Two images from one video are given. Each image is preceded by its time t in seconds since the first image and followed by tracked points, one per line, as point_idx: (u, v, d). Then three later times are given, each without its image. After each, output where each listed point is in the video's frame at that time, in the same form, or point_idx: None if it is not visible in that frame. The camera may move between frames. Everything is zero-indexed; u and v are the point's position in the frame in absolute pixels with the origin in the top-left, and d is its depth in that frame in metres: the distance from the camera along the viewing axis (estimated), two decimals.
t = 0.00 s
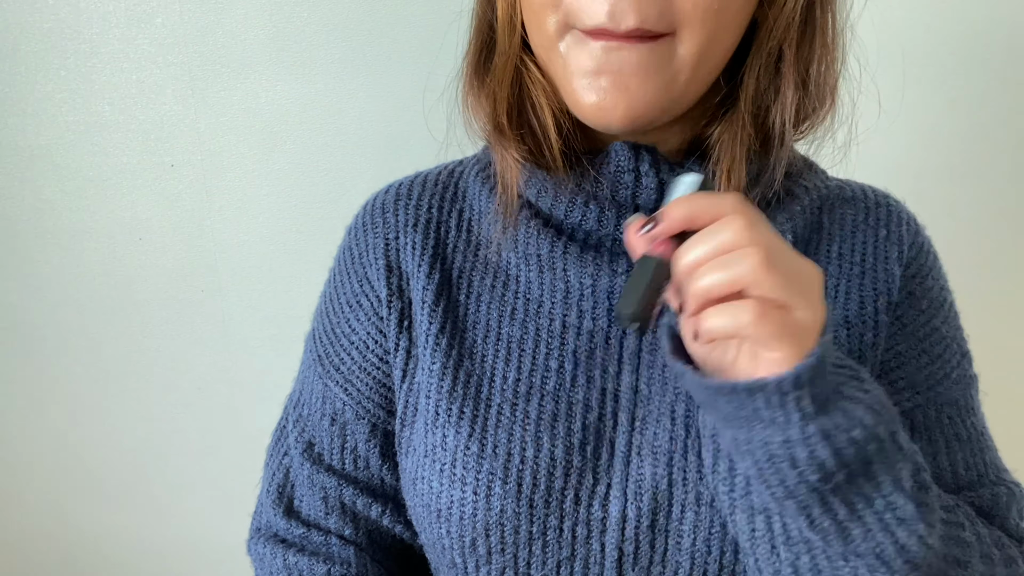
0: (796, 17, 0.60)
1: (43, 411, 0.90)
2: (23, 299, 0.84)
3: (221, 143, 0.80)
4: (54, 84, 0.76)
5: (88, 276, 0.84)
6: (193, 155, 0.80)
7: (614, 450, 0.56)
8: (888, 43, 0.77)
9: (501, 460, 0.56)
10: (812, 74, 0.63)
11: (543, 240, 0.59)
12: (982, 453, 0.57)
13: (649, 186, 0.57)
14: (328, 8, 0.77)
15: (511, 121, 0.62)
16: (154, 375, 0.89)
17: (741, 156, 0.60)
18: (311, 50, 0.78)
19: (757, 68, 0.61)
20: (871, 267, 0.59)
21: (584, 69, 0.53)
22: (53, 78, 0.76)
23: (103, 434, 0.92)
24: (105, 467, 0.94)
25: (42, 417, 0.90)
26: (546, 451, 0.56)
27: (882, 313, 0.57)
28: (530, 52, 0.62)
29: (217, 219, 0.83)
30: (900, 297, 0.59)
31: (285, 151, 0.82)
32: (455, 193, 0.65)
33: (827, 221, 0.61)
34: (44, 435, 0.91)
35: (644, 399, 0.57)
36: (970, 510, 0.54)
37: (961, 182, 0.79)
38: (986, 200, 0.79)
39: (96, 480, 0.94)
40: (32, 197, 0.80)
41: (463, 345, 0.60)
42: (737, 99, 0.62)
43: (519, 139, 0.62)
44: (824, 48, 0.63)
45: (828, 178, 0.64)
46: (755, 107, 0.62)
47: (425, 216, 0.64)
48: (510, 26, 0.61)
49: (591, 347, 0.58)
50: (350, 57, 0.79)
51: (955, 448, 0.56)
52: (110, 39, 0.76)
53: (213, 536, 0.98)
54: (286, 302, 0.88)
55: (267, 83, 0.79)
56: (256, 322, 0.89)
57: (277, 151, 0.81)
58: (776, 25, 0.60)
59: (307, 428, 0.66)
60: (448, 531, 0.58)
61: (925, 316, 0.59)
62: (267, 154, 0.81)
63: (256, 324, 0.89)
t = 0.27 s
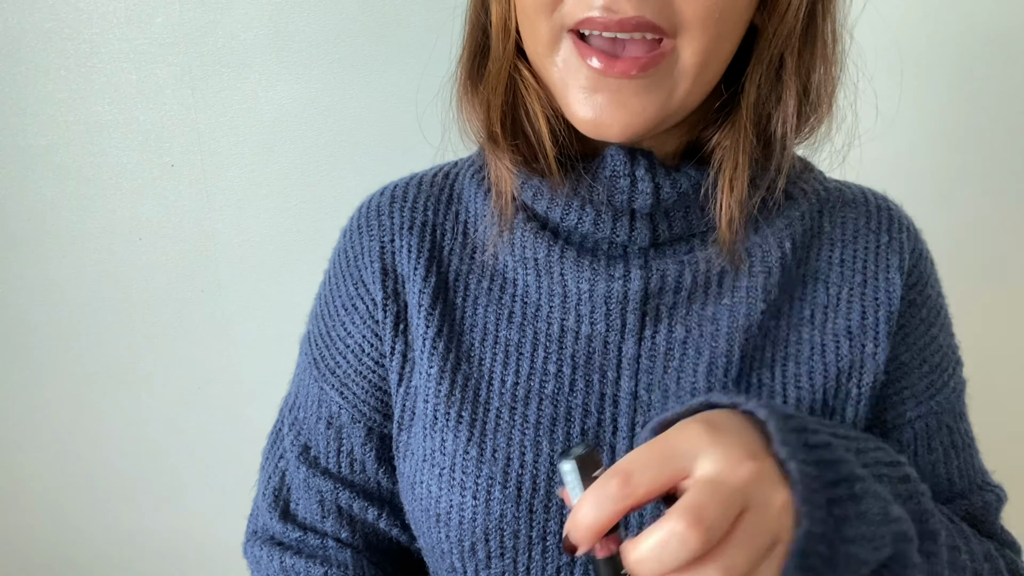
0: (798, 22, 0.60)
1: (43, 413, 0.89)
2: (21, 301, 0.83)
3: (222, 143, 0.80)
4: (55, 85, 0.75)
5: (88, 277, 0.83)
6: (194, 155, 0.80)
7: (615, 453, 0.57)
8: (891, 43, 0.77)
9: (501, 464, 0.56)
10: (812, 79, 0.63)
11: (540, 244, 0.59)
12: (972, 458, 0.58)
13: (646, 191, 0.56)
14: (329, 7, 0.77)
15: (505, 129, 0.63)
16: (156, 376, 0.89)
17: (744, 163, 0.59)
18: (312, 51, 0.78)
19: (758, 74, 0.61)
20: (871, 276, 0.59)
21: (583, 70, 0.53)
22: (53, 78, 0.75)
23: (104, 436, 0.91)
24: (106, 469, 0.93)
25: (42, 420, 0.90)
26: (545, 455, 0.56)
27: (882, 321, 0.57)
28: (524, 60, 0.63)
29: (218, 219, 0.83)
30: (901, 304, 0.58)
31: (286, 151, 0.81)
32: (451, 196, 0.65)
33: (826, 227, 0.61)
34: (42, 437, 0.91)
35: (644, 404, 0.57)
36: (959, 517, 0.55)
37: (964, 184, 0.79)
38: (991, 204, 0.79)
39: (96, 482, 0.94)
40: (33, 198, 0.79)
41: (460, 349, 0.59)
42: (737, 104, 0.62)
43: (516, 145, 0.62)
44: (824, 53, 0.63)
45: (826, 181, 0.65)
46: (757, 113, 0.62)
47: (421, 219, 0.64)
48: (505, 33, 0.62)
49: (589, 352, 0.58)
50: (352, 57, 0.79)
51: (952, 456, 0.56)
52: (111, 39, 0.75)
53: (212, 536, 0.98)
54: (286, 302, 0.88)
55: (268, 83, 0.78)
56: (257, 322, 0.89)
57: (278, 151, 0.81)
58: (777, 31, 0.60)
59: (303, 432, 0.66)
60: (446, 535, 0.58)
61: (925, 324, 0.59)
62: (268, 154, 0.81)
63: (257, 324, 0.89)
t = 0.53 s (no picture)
0: (789, 16, 0.60)
1: (45, 414, 0.89)
2: (22, 301, 0.83)
3: (222, 142, 0.79)
4: (54, 84, 0.74)
5: (88, 278, 0.82)
6: (194, 154, 0.79)
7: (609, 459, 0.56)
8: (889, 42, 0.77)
9: (495, 471, 0.56)
10: (804, 73, 0.63)
11: (533, 248, 0.58)
12: (971, 457, 0.57)
13: (639, 193, 0.56)
14: (331, 6, 0.76)
15: (499, 131, 0.62)
16: (157, 377, 0.88)
17: (739, 162, 0.59)
18: (313, 50, 0.77)
19: (750, 69, 0.61)
20: (864, 273, 0.59)
21: (577, 64, 0.53)
22: (52, 78, 0.74)
23: (105, 438, 0.90)
24: (108, 471, 0.92)
25: (44, 421, 0.89)
26: (540, 460, 0.56)
27: (876, 319, 0.56)
28: (517, 61, 0.62)
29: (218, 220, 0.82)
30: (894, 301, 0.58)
31: (286, 151, 0.80)
32: (443, 200, 0.65)
33: (818, 225, 0.61)
34: (43, 439, 0.90)
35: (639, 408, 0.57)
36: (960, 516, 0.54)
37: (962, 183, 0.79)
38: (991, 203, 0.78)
39: (98, 484, 0.93)
40: (34, 198, 0.78)
41: (454, 355, 0.59)
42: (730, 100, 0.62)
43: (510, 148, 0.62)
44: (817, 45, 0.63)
45: (819, 180, 0.64)
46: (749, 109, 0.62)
47: (412, 224, 0.63)
48: (495, 35, 0.61)
49: (583, 356, 0.57)
50: (353, 55, 0.78)
51: (949, 454, 0.56)
52: (110, 38, 0.74)
53: (211, 540, 0.98)
54: (286, 305, 0.87)
55: (268, 82, 0.77)
56: (259, 324, 0.88)
57: (278, 151, 0.80)
58: (768, 26, 0.60)
59: (296, 439, 0.65)
60: (442, 543, 0.58)
61: (918, 320, 0.59)
62: (269, 153, 0.80)
63: (257, 328, 0.88)
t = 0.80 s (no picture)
0: (786, 20, 0.61)
1: (43, 414, 0.88)
2: (21, 301, 0.83)
3: (223, 142, 0.80)
4: (56, 84, 0.75)
5: (88, 277, 0.83)
6: (194, 153, 0.79)
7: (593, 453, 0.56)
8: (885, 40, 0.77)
9: (481, 464, 0.56)
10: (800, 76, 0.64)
11: (524, 243, 0.59)
12: (956, 455, 0.55)
13: (629, 191, 0.57)
14: (330, 7, 0.77)
15: (501, 134, 0.62)
16: (155, 376, 0.89)
17: (736, 159, 0.60)
18: (312, 50, 0.78)
19: (749, 71, 0.62)
20: (847, 264, 0.59)
21: (583, 70, 0.53)
22: (54, 77, 0.75)
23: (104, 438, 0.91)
24: (106, 471, 0.92)
25: (43, 421, 0.89)
26: (525, 455, 0.56)
27: (859, 308, 0.56)
28: (516, 64, 0.63)
29: (218, 219, 0.83)
30: (875, 292, 0.58)
31: (285, 151, 0.81)
32: (437, 197, 0.65)
33: (804, 222, 0.62)
34: (42, 439, 0.90)
35: (625, 403, 0.57)
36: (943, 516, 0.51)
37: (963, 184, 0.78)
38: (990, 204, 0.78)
39: (96, 484, 0.93)
40: (34, 197, 0.78)
41: (444, 350, 0.59)
42: (729, 102, 0.63)
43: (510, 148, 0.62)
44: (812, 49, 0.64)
45: (810, 180, 0.65)
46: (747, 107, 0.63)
47: (407, 219, 0.63)
48: (494, 38, 0.61)
49: (571, 351, 0.58)
50: (352, 56, 0.79)
51: (924, 448, 0.54)
52: (111, 38, 0.74)
53: (210, 538, 0.98)
54: (285, 302, 0.88)
55: (267, 82, 0.78)
56: (257, 323, 0.88)
57: (278, 151, 0.81)
58: (767, 28, 0.61)
59: (291, 435, 0.65)
60: (428, 535, 0.58)
61: (898, 310, 0.58)
62: (268, 153, 0.81)
63: (255, 325, 0.88)
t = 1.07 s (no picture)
0: (787, 28, 0.61)
1: (40, 419, 0.87)
2: (17, 304, 0.81)
3: (222, 144, 0.78)
4: (56, 84, 0.73)
5: (86, 280, 0.81)
6: (194, 154, 0.78)
7: (586, 460, 0.56)
8: (888, 40, 0.76)
9: (473, 472, 0.56)
10: (799, 81, 0.64)
11: (518, 248, 0.58)
12: (943, 455, 0.54)
13: (624, 195, 0.56)
14: (332, 8, 0.76)
15: (502, 134, 0.61)
16: (153, 381, 0.87)
17: (733, 163, 0.60)
18: (314, 52, 0.77)
19: (747, 77, 0.61)
20: (836, 263, 0.59)
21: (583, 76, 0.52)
22: (53, 78, 0.73)
23: (102, 443, 0.89)
24: (104, 476, 0.91)
25: (38, 427, 0.87)
26: (517, 462, 0.55)
27: (849, 308, 0.57)
28: (516, 62, 0.61)
29: (217, 222, 0.82)
30: (864, 290, 0.58)
31: (285, 153, 0.80)
32: (430, 200, 0.64)
33: (794, 222, 0.62)
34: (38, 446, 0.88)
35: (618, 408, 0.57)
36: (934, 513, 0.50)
37: (966, 184, 0.77)
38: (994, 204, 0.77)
39: (94, 489, 0.92)
40: (32, 198, 0.77)
41: (437, 356, 0.59)
42: (728, 105, 0.62)
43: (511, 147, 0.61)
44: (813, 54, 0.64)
45: (802, 180, 0.65)
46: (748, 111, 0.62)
47: (399, 222, 0.63)
48: (495, 35, 0.60)
49: (564, 357, 0.57)
50: (353, 57, 0.77)
51: (908, 446, 0.54)
52: (111, 38, 0.73)
53: (208, 540, 0.97)
54: (285, 303, 0.87)
55: (268, 84, 0.77)
56: (256, 326, 0.88)
57: (277, 151, 0.80)
58: (767, 35, 0.61)
59: (283, 441, 0.65)
60: (420, 543, 0.58)
61: (886, 308, 0.58)
62: (268, 155, 0.80)
63: (255, 327, 0.88)
